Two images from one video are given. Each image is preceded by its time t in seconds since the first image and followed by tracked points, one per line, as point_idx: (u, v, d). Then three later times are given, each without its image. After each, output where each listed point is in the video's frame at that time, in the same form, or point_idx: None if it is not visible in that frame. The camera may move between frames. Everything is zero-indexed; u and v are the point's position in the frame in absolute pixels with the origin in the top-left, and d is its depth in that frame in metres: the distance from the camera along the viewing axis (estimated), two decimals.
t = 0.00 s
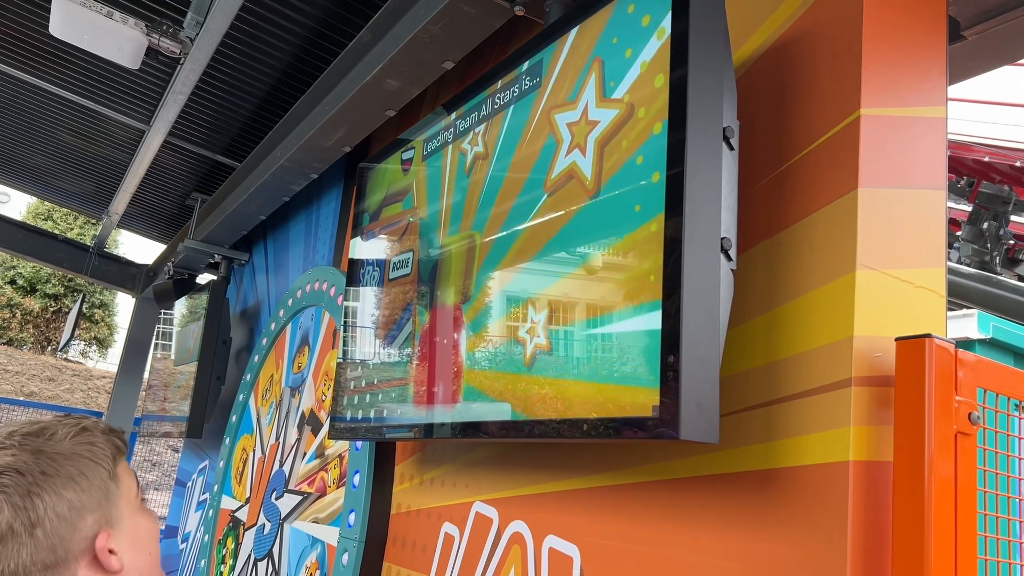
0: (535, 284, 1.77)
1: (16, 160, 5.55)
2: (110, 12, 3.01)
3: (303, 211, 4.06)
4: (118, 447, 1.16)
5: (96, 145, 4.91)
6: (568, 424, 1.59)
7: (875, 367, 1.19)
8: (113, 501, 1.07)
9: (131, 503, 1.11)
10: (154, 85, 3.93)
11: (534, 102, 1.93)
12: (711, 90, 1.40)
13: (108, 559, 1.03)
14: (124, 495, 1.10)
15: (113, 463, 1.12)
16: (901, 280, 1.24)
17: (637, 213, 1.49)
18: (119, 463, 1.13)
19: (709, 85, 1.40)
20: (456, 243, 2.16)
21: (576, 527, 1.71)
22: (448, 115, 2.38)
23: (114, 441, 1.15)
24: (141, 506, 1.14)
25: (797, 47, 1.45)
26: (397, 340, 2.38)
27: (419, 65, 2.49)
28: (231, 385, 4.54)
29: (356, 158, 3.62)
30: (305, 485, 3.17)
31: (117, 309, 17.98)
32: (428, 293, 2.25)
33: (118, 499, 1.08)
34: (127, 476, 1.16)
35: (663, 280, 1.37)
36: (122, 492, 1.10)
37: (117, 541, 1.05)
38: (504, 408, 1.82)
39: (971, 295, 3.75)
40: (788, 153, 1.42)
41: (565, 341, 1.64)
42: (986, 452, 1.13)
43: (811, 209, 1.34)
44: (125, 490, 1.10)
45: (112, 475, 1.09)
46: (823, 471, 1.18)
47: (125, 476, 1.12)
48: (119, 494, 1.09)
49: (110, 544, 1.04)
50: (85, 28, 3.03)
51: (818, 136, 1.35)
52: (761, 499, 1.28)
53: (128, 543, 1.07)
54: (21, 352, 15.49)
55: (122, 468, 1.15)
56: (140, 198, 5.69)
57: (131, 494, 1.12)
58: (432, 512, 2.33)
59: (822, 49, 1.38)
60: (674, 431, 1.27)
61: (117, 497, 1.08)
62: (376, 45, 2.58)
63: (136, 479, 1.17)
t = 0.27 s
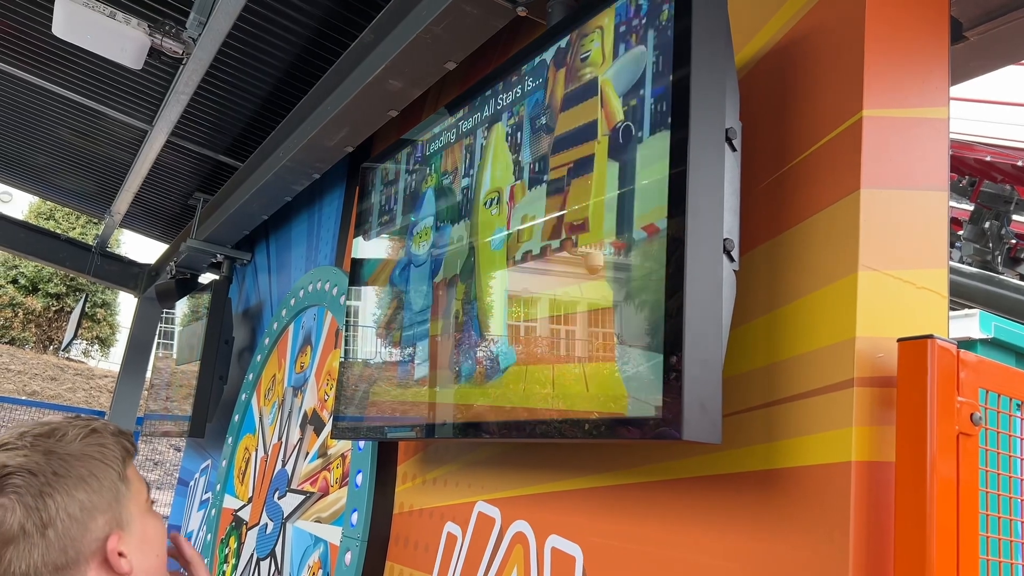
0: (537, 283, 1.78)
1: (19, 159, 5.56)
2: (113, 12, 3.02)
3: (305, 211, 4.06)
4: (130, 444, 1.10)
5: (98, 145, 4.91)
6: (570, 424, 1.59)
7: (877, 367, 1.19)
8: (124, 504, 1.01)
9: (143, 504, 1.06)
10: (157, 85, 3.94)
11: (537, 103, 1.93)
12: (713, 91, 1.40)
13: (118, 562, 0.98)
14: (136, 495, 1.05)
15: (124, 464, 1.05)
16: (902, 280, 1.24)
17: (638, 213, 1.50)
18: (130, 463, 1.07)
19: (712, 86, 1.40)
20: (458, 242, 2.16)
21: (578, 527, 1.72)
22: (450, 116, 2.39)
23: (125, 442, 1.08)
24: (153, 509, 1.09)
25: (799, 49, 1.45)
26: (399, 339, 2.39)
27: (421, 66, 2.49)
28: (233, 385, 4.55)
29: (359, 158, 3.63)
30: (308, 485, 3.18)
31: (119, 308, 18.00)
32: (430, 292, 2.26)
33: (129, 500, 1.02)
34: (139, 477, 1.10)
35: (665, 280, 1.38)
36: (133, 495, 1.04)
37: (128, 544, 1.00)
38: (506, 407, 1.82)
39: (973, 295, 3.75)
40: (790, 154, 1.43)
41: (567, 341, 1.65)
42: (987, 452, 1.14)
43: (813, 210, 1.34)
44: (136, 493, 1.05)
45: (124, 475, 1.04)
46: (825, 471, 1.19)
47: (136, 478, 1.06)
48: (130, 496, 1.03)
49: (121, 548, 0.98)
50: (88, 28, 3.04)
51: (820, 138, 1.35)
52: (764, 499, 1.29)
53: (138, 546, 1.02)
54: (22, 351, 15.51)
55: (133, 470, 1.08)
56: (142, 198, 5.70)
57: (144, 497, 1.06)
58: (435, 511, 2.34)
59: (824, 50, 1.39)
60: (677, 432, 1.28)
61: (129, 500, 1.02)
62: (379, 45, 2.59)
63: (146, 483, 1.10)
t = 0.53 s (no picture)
0: (536, 283, 1.79)
1: (19, 158, 5.57)
2: (114, 12, 3.03)
3: (306, 211, 4.07)
4: (140, 444, 1.17)
5: (99, 144, 4.92)
6: (571, 423, 1.60)
7: (877, 368, 1.19)
8: (140, 505, 1.09)
9: (157, 503, 1.13)
10: (158, 85, 3.94)
11: (538, 104, 1.93)
12: (715, 93, 1.40)
13: (138, 561, 1.05)
14: (149, 496, 1.12)
15: (138, 465, 1.13)
16: (903, 282, 1.24)
17: (640, 214, 1.50)
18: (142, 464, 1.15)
19: (713, 87, 1.40)
20: (459, 242, 2.16)
21: (579, 527, 1.72)
22: (451, 116, 2.39)
23: (137, 443, 1.15)
24: (167, 504, 1.17)
25: (800, 50, 1.46)
26: (399, 339, 2.39)
27: (423, 66, 2.50)
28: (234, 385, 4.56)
29: (360, 158, 3.63)
30: (308, 484, 3.19)
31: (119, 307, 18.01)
32: (430, 291, 2.27)
33: (145, 502, 1.10)
34: (151, 476, 1.17)
35: (667, 281, 1.38)
36: (147, 494, 1.12)
37: (146, 544, 1.07)
38: (506, 407, 1.83)
39: (973, 295, 3.75)
40: (791, 156, 1.43)
41: (567, 340, 1.65)
42: (987, 453, 1.14)
43: (814, 211, 1.35)
44: (150, 492, 1.12)
45: (137, 477, 1.11)
46: (826, 472, 1.19)
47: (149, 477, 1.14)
48: (144, 496, 1.11)
49: (141, 546, 1.06)
50: (89, 29, 3.04)
51: (822, 139, 1.36)
52: (764, 500, 1.29)
53: (155, 544, 1.09)
54: (23, 350, 15.52)
55: (145, 469, 1.15)
56: (143, 197, 5.70)
57: (156, 494, 1.14)
58: (435, 511, 2.35)
59: (825, 52, 1.39)
60: (678, 432, 1.28)
61: (144, 501, 1.10)
62: (380, 46, 2.59)
63: (157, 479, 1.17)
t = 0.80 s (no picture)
0: (535, 282, 1.79)
1: (18, 157, 5.56)
2: (113, 11, 3.02)
3: (305, 210, 4.07)
4: (151, 450, 1.20)
5: (98, 143, 4.91)
6: (569, 424, 1.60)
7: (876, 369, 1.20)
8: (149, 513, 1.11)
9: (165, 508, 1.16)
10: (157, 84, 3.94)
11: (537, 104, 1.94)
12: (715, 93, 1.40)
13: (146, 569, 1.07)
14: (158, 502, 1.14)
15: (148, 471, 1.15)
16: (901, 282, 1.24)
17: (639, 214, 1.50)
18: (153, 469, 1.17)
19: (712, 88, 1.40)
20: (457, 242, 2.17)
21: (578, 527, 1.72)
22: (450, 116, 2.39)
23: (148, 448, 1.18)
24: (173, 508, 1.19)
25: (799, 51, 1.46)
26: (397, 338, 2.39)
27: (422, 66, 2.50)
28: (232, 384, 4.55)
29: (358, 158, 3.63)
30: (307, 484, 3.19)
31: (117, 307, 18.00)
32: (429, 290, 2.27)
33: (153, 509, 1.12)
34: (161, 479, 1.20)
35: (666, 281, 1.38)
36: (156, 500, 1.14)
37: (154, 551, 1.09)
38: (505, 407, 1.83)
39: (972, 295, 3.76)
40: (790, 156, 1.43)
41: (565, 340, 1.66)
42: (985, 454, 1.15)
43: (813, 212, 1.35)
44: (160, 498, 1.15)
45: (147, 484, 1.13)
46: (824, 472, 1.19)
47: (159, 483, 1.16)
48: (153, 502, 1.13)
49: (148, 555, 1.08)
50: (88, 28, 3.04)
51: (821, 140, 1.36)
52: (763, 500, 1.30)
53: (162, 551, 1.11)
54: (21, 349, 15.49)
55: (155, 473, 1.18)
56: (141, 196, 5.70)
57: (164, 499, 1.17)
58: (434, 510, 2.35)
59: (824, 53, 1.39)
60: (677, 433, 1.29)
61: (153, 508, 1.12)
62: (379, 45, 2.59)
63: (168, 483, 1.21)
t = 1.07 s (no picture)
0: (533, 281, 1.79)
1: (15, 155, 5.55)
2: (111, 9, 3.01)
3: (303, 209, 4.07)
4: (156, 451, 1.19)
5: (95, 142, 4.90)
6: (567, 423, 1.60)
7: (874, 369, 1.20)
8: (150, 516, 1.10)
9: (169, 510, 1.15)
10: (155, 82, 3.93)
11: (536, 104, 1.93)
12: (713, 93, 1.40)
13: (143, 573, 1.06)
14: (161, 504, 1.13)
15: (152, 473, 1.14)
16: (900, 282, 1.25)
17: (638, 214, 1.50)
18: (157, 471, 1.16)
19: (711, 88, 1.40)
20: (455, 241, 2.16)
21: (576, 527, 1.72)
22: (449, 116, 2.39)
23: (152, 449, 1.17)
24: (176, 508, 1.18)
25: (798, 51, 1.46)
26: (395, 337, 2.39)
27: (420, 65, 2.49)
28: (229, 383, 4.55)
29: (356, 157, 3.63)
30: (305, 483, 3.18)
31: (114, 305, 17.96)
32: (427, 289, 2.26)
33: (155, 512, 1.11)
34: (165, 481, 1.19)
35: (664, 280, 1.38)
36: (159, 503, 1.13)
37: (153, 554, 1.09)
38: (502, 406, 1.83)
39: (969, 295, 3.77)
40: (789, 156, 1.43)
41: (563, 339, 1.66)
42: (983, 454, 1.15)
43: (811, 211, 1.35)
44: (162, 501, 1.14)
45: (149, 485, 1.13)
46: (822, 472, 1.19)
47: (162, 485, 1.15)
48: (156, 504, 1.12)
49: (146, 557, 1.07)
50: (86, 25, 3.02)
51: (819, 140, 1.36)
52: (761, 500, 1.30)
53: (162, 554, 1.11)
54: (17, 348, 15.46)
55: (160, 475, 1.17)
56: (139, 195, 5.68)
57: (168, 502, 1.16)
58: (432, 509, 2.35)
59: (823, 53, 1.39)
60: (675, 433, 1.29)
61: (154, 511, 1.11)
62: (377, 44, 2.59)
63: (172, 485, 1.19)
